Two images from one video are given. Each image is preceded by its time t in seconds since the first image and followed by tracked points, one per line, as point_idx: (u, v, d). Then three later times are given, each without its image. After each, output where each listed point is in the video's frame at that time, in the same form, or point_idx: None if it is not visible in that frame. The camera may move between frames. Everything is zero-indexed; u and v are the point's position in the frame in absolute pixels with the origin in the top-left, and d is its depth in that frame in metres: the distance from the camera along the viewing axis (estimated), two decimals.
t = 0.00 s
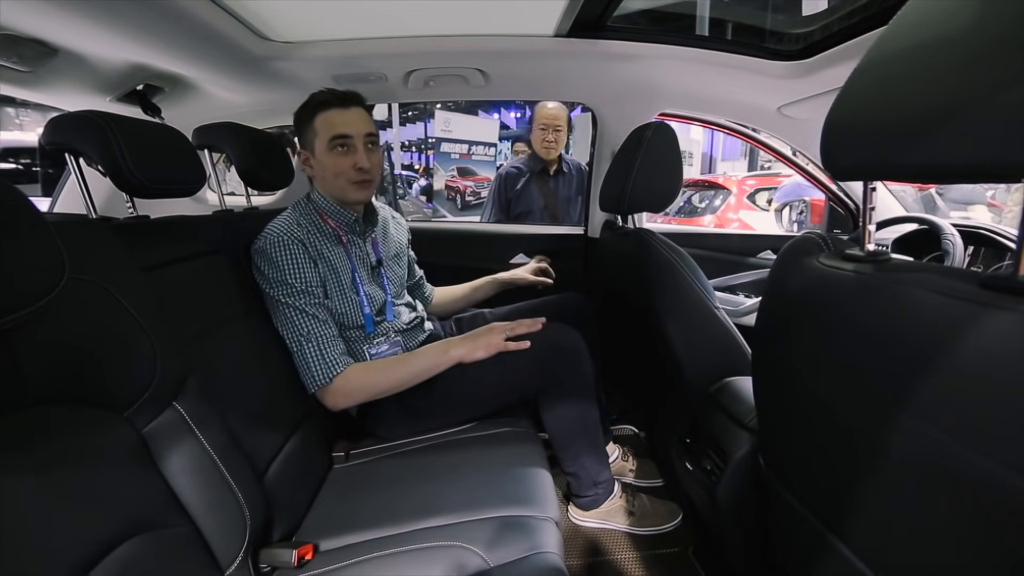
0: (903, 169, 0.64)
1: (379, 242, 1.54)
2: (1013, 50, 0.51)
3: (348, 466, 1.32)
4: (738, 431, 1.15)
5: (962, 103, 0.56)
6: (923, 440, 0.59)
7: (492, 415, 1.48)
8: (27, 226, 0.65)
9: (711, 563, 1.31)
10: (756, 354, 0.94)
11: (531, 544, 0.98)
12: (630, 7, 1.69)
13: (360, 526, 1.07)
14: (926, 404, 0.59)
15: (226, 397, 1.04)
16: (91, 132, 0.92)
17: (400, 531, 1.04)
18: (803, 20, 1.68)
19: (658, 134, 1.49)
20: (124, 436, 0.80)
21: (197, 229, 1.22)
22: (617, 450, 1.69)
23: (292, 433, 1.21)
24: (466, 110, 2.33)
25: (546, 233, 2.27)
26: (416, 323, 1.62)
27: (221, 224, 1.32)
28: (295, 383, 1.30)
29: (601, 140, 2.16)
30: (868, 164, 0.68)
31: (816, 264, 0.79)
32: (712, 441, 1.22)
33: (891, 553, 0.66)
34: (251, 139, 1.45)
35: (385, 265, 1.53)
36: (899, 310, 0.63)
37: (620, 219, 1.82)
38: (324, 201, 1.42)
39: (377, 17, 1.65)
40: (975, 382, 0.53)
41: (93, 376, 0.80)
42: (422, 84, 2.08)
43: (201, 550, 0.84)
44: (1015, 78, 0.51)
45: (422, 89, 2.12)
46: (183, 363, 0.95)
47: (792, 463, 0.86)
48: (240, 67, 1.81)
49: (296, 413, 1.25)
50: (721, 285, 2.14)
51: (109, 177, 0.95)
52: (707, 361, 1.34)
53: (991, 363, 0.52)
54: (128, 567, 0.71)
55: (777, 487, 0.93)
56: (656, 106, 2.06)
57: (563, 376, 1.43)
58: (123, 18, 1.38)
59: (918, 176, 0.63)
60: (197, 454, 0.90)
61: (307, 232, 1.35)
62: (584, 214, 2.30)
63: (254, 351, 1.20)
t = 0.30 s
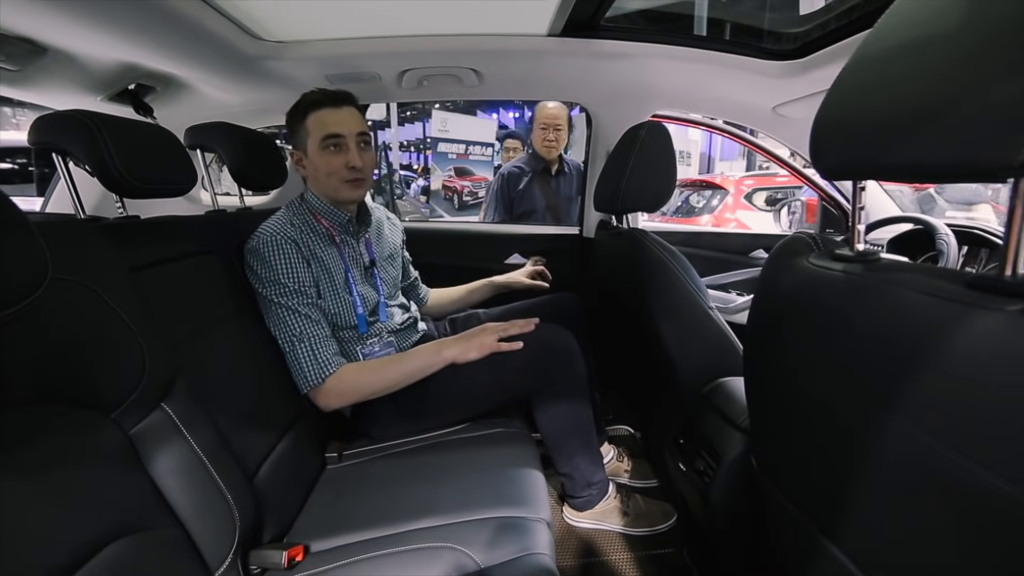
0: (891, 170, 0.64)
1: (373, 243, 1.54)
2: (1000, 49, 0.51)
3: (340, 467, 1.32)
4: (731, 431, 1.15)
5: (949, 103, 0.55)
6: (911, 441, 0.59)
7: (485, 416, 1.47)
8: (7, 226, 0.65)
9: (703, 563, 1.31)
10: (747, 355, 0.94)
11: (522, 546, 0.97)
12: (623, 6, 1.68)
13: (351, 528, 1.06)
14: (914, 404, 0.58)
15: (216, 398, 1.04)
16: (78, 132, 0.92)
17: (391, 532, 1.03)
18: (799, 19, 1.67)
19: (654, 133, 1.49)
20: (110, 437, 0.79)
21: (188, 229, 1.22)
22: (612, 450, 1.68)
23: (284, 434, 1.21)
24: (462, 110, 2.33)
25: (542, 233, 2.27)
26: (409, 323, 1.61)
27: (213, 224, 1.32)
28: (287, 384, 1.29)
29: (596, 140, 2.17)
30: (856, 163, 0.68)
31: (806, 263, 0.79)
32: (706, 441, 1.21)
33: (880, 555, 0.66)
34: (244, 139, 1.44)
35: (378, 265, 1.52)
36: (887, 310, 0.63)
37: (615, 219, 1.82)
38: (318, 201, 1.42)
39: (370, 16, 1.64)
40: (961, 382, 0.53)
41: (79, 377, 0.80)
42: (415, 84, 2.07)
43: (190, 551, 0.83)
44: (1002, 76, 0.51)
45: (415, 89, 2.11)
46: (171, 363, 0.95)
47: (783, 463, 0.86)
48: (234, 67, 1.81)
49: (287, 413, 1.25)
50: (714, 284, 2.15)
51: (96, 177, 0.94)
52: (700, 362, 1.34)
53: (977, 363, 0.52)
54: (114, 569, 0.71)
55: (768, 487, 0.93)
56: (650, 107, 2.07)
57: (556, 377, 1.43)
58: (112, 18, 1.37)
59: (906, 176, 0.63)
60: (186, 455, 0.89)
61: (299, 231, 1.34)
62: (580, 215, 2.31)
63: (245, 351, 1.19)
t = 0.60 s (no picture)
0: (883, 173, 0.65)
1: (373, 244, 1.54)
2: (989, 54, 0.52)
3: (340, 467, 1.33)
4: (728, 432, 1.15)
5: (939, 108, 0.56)
6: (902, 440, 0.60)
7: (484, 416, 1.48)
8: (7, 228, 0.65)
9: (700, 563, 1.32)
10: (742, 356, 0.95)
11: (520, 545, 0.98)
12: (621, 9, 1.69)
13: (351, 527, 1.07)
14: (904, 404, 0.59)
15: (216, 398, 1.05)
16: (80, 134, 0.93)
17: (390, 532, 1.04)
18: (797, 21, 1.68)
19: (651, 135, 1.50)
20: (112, 437, 0.80)
21: (189, 230, 1.23)
22: (611, 448, 1.68)
23: (284, 434, 1.22)
24: (461, 111, 2.31)
25: (542, 234, 2.28)
26: (409, 324, 1.62)
27: (214, 225, 1.33)
28: (287, 384, 1.30)
29: (593, 141, 2.18)
30: (850, 166, 0.69)
31: (800, 266, 0.80)
32: (703, 441, 1.22)
33: (873, 554, 0.67)
34: (244, 140, 1.45)
35: (377, 266, 1.53)
36: (879, 312, 0.63)
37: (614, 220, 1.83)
38: (319, 201, 1.43)
39: (369, 19, 1.65)
40: (951, 383, 0.54)
41: (81, 376, 0.81)
42: (414, 86, 2.07)
43: (191, 550, 0.84)
44: (993, 79, 0.51)
45: (415, 91, 2.12)
46: (172, 363, 0.96)
47: (778, 463, 0.87)
48: (235, 69, 1.82)
49: (288, 413, 1.26)
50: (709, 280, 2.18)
51: (98, 179, 0.95)
52: (698, 363, 1.35)
53: (965, 364, 0.53)
54: (116, 568, 0.72)
55: (764, 486, 0.94)
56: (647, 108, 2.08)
57: (554, 377, 1.43)
58: (113, 20, 1.38)
59: (899, 179, 0.64)
60: (187, 455, 0.90)
61: (298, 230, 1.35)
62: (580, 215, 2.31)
63: (245, 352, 1.20)
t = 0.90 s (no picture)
0: (891, 172, 0.65)
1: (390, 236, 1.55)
2: (996, 53, 0.52)
3: (345, 465, 1.33)
4: (732, 430, 1.16)
5: (948, 107, 0.57)
6: (910, 437, 0.60)
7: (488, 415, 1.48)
8: (20, 226, 0.66)
9: (703, 561, 1.33)
10: (749, 354, 0.95)
11: (526, 542, 0.98)
12: (624, 9, 1.69)
13: (356, 525, 1.07)
14: (913, 400, 0.60)
15: (223, 396, 1.05)
16: (87, 132, 0.93)
17: (396, 530, 1.04)
18: (798, 21, 1.70)
19: (654, 134, 1.50)
20: (120, 435, 0.80)
21: (194, 229, 1.23)
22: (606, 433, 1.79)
23: (290, 432, 1.22)
24: (462, 110, 2.34)
25: (544, 234, 2.29)
26: (417, 321, 1.60)
27: (219, 224, 1.33)
28: (292, 382, 1.31)
29: (596, 141, 2.18)
30: (857, 165, 0.69)
31: (808, 263, 0.80)
32: (707, 439, 1.23)
33: (880, 550, 0.67)
34: (248, 138, 1.45)
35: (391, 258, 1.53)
36: (889, 308, 0.64)
37: (616, 219, 1.84)
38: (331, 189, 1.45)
39: (373, 18, 1.65)
40: (962, 380, 0.54)
41: (89, 374, 0.81)
42: (417, 84, 2.07)
43: (200, 548, 0.85)
44: (1000, 78, 0.52)
45: (418, 89, 2.13)
46: (179, 361, 0.96)
47: (784, 461, 0.87)
48: (239, 67, 1.82)
49: (293, 412, 1.26)
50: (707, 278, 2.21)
51: (106, 176, 0.95)
52: (701, 361, 1.36)
53: (976, 361, 0.53)
54: (126, 566, 0.72)
55: (769, 483, 0.94)
56: (650, 107, 2.08)
57: (558, 376, 1.44)
58: (119, 18, 1.38)
59: (907, 178, 0.64)
60: (194, 453, 0.90)
61: (312, 213, 1.38)
62: (579, 212, 2.34)
63: (250, 350, 1.20)
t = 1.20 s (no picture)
0: (901, 169, 0.65)
1: (393, 235, 1.55)
2: (1010, 50, 0.52)
3: (349, 465, 1.33)
4: (737, 428, 1.16)
5: (959, 104, 0.57)
6: (920, 434, 0.60)
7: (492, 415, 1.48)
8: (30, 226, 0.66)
9: (708, 560, 1.32)
10: (755, 352, 0.95)
11: (532, 541, 0.98)
12: (628, 7, 1.69)
13: (362, 524, 1.07)
14: (923, 398, 0.60)
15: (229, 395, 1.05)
16: (94, 130, 0.93)
17: (402, 529, 1.04)
18: (800, 21, 1.72)
19: (659, 133, 1.50)
20: (128, 433, 0.80)
21: (199, 227, 1.23)
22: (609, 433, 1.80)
23: (295, 432, 1.22)
24: (462, 110, 2.34)
25: (547, 233, 2.29)
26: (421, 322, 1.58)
27: (223, 223, 1.33)
28: (297, 381, 1.31)
29: (600, 140, 2.17)
30: (865, 163, 0.69)
31: (816, 261, 0.80)
32: (712, 438, 1.23)
33: (889, 548, 0.67)
34: (252, 136, 1.45)
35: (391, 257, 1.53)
36: (899, 306, 0.64)
37: (620, 219, 1.85)
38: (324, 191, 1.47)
39: (377, 17, 1.65)
40: (976, 377, 0.54)
41: (96, 373, 0.81)
42: (421, 83, 2.07)
43: (207, 547, 0.84)
44: (1013, 74, 0.52)
45: (422, 88, 2.12)
46: (185, 360, 0.96)
47: (791, 459, 0.87)
48: (243, 66, 1.82)
49: (298, 411, 1.26)
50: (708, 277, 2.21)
51: (112, 175, 0.95)
52: (706, 360, 1.36)
53: (989, 358, 0.53)
54: (135, 564, 0.72)
55: (775, 481, 0.94)
56: (653, 106, 2.08)
57: (562, 375, 1.44)
58: (123, 17, 1.38)
59: (917, 176, 0.64)
60: (201, 451, 0.90)
61: (307, 213, 1.42)
62: (586, 214, 2.31)
63: (255, 349, 1.20)
